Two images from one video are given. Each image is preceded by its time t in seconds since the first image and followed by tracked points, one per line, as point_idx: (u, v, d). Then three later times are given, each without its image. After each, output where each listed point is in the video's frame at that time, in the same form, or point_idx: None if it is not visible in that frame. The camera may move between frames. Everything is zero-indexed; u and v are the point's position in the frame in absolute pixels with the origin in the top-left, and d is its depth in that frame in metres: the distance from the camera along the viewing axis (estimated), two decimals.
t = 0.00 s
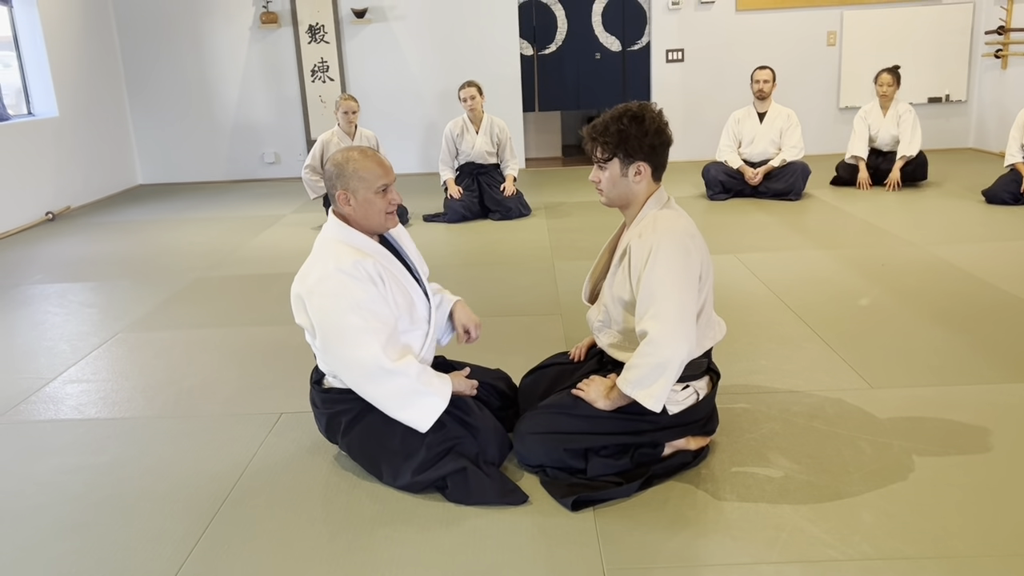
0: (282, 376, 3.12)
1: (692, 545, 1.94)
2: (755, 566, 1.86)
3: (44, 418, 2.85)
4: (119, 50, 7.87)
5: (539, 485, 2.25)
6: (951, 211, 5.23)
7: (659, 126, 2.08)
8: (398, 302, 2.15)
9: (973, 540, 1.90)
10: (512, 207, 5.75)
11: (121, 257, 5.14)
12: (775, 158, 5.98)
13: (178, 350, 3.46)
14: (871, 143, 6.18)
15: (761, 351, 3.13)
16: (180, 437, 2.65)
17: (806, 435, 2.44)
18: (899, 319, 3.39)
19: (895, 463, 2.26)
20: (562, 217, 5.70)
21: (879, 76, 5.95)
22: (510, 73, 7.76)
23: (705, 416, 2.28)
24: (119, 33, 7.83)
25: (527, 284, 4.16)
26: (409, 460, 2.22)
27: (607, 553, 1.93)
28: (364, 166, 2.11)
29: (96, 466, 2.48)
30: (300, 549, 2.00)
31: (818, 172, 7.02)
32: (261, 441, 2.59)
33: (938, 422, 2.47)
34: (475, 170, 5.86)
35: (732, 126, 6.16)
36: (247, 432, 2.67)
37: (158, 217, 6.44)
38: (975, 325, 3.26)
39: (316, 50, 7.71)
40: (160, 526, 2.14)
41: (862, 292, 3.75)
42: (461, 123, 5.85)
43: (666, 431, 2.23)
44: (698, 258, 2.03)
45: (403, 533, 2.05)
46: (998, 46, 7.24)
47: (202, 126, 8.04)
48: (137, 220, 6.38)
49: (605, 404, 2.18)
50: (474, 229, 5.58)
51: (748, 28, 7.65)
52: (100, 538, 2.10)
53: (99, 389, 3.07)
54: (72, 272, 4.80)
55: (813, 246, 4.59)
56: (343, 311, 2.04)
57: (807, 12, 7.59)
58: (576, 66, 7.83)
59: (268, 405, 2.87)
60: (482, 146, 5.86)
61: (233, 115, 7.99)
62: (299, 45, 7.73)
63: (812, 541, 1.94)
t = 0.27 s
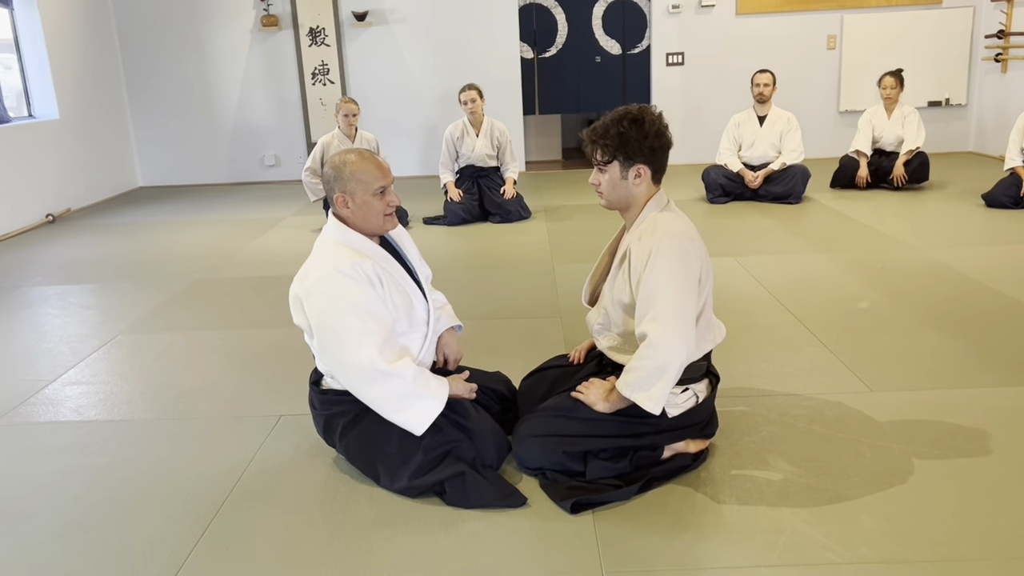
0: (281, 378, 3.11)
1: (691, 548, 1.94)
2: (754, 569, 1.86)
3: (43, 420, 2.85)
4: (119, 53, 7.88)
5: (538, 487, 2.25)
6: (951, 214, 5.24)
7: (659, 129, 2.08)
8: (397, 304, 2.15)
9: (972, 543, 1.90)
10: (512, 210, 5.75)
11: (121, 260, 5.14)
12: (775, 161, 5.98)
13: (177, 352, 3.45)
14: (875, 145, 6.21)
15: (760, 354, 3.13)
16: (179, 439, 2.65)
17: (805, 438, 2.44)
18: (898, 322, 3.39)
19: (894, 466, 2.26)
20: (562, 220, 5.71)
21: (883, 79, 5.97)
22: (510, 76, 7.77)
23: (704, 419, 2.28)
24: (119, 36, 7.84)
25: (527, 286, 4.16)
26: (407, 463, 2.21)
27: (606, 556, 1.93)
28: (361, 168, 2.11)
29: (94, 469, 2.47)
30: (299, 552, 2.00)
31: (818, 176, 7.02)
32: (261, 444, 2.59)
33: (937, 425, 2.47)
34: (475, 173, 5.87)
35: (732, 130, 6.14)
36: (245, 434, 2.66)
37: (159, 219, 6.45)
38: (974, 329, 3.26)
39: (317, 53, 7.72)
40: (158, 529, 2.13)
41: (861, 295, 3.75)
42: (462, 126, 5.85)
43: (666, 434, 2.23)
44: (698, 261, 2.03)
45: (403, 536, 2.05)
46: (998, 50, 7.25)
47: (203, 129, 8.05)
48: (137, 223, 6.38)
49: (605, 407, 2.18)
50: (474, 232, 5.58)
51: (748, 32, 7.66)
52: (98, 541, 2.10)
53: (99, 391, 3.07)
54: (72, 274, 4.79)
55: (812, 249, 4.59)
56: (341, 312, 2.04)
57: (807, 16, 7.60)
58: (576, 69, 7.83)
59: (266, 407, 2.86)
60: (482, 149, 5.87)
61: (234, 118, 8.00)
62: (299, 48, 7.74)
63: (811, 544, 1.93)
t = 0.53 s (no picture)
0: (282, 381, 3.11)
1: (692, 553, 1.93)
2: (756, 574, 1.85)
3: (44, 422, 2.84)
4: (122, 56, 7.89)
5: (540, 491, 2.25)
6: (952, 219, 5.23)
7: (662, 133, 2.08)
8: (394, 308, 2.15)
9: (975, 548, 1.90)
10: (513, 213, 5.74)
11: (122, 262, 5.14)
12: (777, 165, 5.98)
13: (178, 355, 3.45)
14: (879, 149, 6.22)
15: (762, 359, 3.12)
16: (179, 442, 2.65)
17: (807, 442, 2.43)
18: (900, 327, 3.39)
19: (896, 471, 2.25)
20: (563, 224, 5.70)
21: (885, 84, 6.00)
22: (512, 79, 7.77)
23: (705, 424, 2.28)
24: (122, 39, 7.85)
25: (528, 290, 4.16)
26: (404, 470, 2.20)
27: (607, 561, 1.92)
28: (361, 171, 2.11)
29: (94, 471, 2.47)
30: (299, 556, 2.00)
31: (820, 180, 7.02)
32: (260, 448, 2.58)
33: (939, 430, 2.47)
34: (476, 177, 5.87)
35: (733, 134, 6.14)
36: (246, 438, 2.66)
37: (160, 222, 6.44)
38: (976, 333, 3.26)
39: (319, 56, 7.73)
40: (158, 532, 2.13)
41: (863, 299, 3.74)
42: (463, 129, 5.85)
43: (667, 438, 2.23)
44: (698, 265, 2.03)
45: (403, 540, 2.04)
46: (1000, 55, 7.26)
47: (204, 132, 8.06)
48: (138, 225, 6.39)
49: (606, 411, 2.18)
50: (475, 235, 5.58)
51: (750, 36, 7.67)
52: (98, 544, 2.09)
53: (99, 394, 3.06)
54: (72, 277, 4.79)
55: (814, 253, 4.58)
56: (337, 316, 2.04)
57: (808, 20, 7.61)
58: (577, 73, 7.84)
59: (267, 411, 2.86)
60: (484, 152, 5.87)
61: (235, 121, 8.01)
62: (301, 52, 7.75)
63: (813, 549, 1.93)
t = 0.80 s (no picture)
0: (282, 385, 3.10)
1: (694, 558, 1.93)
2: None
3: (44, 425, 2.84)
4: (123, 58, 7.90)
5: (541, 495, 2.24)
6: (954, 224, 5.23)
7: (665, 137, 2.08)
8: (394, 314, 2.14)
9: (977, 555, 1.89)
10: (515, 217, 5.74)
11: (123, 265, 5.13)
12: (778, 170, 5.98)
13: (178, 358, 3.45)
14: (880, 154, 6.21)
15: (763, 364, 3.12)
16: (179, 446, 2.64)
17: (809, 448, 2.43)
18: (902, 332, 3.38)
19: (898, 477, 2.24)
20: (565, 228, 5.70)
21: (887, 89, 5.95)
22: (513, 83, 7.78)
23: (706, 429, 2.27)
24: (123, 42, 7.86)
25: (529, 294, 4.16)
26: (401, 475, 2.19)
27: (608, 566, 1.91)
28: (361, 174, 2.11)
29: (94, 474, 2.46)
30: (297, 560, 1.99)
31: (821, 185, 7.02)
32: (260, 452, 2.58)
33: (942, 436, 2.46)
34: (477, 181, 5.87)
35: (734, 138, 6.15)
36: (245, 442, 2.65)
37: (161, 225, 6.45)
38: (978, 339, 3.25)
39: (320, 59, 7.74)
40: (157, 536, 2.12)
41: (864, 305, 3.74)
42: (465, 133, 5.86)
43: (668, 443, 2.22)
44: (699, 270, 2.03)
45: (402, 545, 2.04)
46: (1001, 61, 7.26)
47: (206, 135, 8.06)
48: (139, 228, 6.39)
49: (607, 415, 2.17)
50: (476, 239, 5.57)
51: (751, 41, 7.68)
52: (96, 548, 2.09)
53: (100, 396, 3.06)
54: (73, 279, 4.79)
55: (815, 258, 4.58)
56: (336, 322, 2.04)
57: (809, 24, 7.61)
58: (578, 78, 7.86)
59: (267, 414, 2.85)
60: (485, 156, 5.87)
61: (237, 124, 8.01)
62: (303, 55, 7.75)
63: (815, 555, 1.92)
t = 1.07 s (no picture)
0: (282, 388, 3.10)
1: (695, 563, 1.92)
2: None
3: (44, 427, 2.83)
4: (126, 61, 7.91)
5: (542, 499, 2.24)
6: (955, 229, 5.22)
7: (669, 140, 2.08)
8: (394, 318, 2.14)
9: (979, 561, 1.88)
10: (516, 221, 5.74)
11: (124, 267, 5.13)
12: (779, 174, 5.98)
13: (179, 360, 3.44)
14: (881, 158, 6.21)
15: (764, 368, 3.11)
16: (180, 448, 2.64)
17: (810, 453, 2.42)
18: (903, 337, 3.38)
19: (899, 482, 2.24)
20: (565, 231, 5.70)
21: (890, 93, 5.96)
22: (515, 87, 7.78)
23: (707, 433, 2.27)
24: (125, 44, 7.87)
25: (530, 297, 4.15)
26: (401, 478, 2.18)
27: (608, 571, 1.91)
28: (360, 178, 2.11)
29: (94, 477, 2.46)
30: (297, 564, 1.99)
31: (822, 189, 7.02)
32: (261, 455, 2.57)
33: (943, 441, 2.46)
34: (478, 184, 5.87)
35: (736, 143, 6.16)
36: (246, 445, 2.64)
37: (162, 227, 6.45)
38: (980, 344, 3.24)
39: (322, 62, 7.75)
40: (156, 538, 2.12)
41: (865, 309, 3.73)
42: (466, 136, 5.86)
43: (669, 447, 2.22)
44: (701, 274, 2.02)
45: (402, 549, 2.03)
46: (1002, 66, 7.27)
47: (207, 137, 8.07)
48: (140, 230, 6.39)
49: (608, 419, 2.16)
50: (477, 242, 5.57)
51: (752, 45, 7.68)
52: (95, 550, 2.08)
53: (100, 398, 3.05)
54: (74, 281, 4.79)
55: (816, 263, 4.58)
56: (337, 326, 2.04)
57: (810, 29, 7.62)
58: (579, 81, 7.87)
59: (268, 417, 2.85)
60: (486, 159, 5.88)
61: (238, 126, 8.02)
62: (305, 58, 7.76)
63: (817, 560, 1.92)
